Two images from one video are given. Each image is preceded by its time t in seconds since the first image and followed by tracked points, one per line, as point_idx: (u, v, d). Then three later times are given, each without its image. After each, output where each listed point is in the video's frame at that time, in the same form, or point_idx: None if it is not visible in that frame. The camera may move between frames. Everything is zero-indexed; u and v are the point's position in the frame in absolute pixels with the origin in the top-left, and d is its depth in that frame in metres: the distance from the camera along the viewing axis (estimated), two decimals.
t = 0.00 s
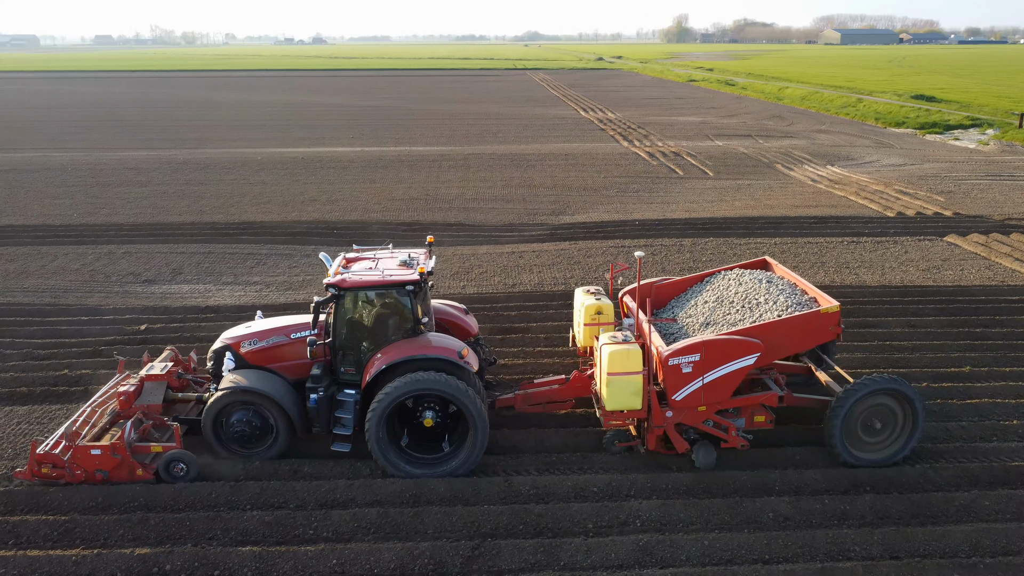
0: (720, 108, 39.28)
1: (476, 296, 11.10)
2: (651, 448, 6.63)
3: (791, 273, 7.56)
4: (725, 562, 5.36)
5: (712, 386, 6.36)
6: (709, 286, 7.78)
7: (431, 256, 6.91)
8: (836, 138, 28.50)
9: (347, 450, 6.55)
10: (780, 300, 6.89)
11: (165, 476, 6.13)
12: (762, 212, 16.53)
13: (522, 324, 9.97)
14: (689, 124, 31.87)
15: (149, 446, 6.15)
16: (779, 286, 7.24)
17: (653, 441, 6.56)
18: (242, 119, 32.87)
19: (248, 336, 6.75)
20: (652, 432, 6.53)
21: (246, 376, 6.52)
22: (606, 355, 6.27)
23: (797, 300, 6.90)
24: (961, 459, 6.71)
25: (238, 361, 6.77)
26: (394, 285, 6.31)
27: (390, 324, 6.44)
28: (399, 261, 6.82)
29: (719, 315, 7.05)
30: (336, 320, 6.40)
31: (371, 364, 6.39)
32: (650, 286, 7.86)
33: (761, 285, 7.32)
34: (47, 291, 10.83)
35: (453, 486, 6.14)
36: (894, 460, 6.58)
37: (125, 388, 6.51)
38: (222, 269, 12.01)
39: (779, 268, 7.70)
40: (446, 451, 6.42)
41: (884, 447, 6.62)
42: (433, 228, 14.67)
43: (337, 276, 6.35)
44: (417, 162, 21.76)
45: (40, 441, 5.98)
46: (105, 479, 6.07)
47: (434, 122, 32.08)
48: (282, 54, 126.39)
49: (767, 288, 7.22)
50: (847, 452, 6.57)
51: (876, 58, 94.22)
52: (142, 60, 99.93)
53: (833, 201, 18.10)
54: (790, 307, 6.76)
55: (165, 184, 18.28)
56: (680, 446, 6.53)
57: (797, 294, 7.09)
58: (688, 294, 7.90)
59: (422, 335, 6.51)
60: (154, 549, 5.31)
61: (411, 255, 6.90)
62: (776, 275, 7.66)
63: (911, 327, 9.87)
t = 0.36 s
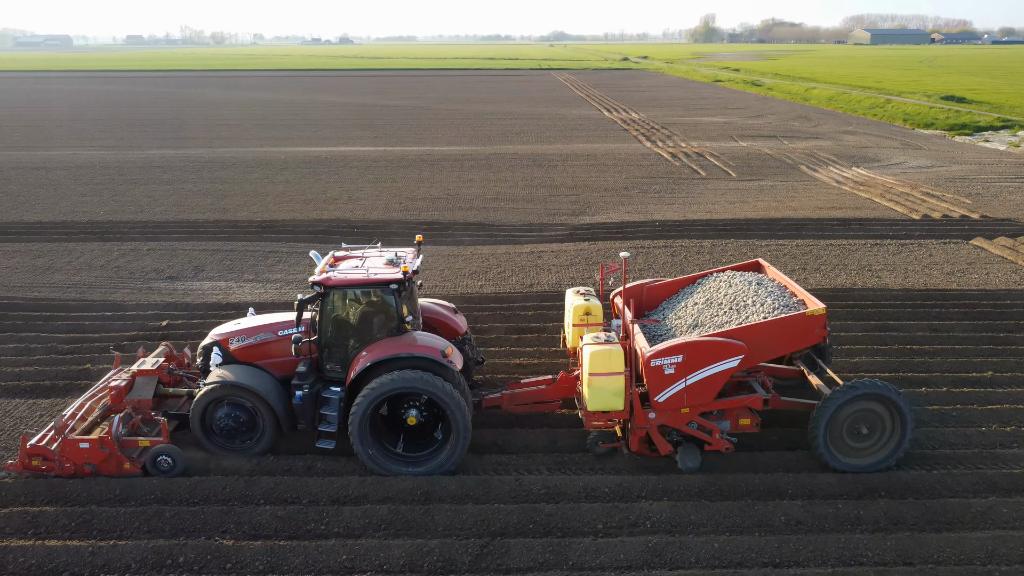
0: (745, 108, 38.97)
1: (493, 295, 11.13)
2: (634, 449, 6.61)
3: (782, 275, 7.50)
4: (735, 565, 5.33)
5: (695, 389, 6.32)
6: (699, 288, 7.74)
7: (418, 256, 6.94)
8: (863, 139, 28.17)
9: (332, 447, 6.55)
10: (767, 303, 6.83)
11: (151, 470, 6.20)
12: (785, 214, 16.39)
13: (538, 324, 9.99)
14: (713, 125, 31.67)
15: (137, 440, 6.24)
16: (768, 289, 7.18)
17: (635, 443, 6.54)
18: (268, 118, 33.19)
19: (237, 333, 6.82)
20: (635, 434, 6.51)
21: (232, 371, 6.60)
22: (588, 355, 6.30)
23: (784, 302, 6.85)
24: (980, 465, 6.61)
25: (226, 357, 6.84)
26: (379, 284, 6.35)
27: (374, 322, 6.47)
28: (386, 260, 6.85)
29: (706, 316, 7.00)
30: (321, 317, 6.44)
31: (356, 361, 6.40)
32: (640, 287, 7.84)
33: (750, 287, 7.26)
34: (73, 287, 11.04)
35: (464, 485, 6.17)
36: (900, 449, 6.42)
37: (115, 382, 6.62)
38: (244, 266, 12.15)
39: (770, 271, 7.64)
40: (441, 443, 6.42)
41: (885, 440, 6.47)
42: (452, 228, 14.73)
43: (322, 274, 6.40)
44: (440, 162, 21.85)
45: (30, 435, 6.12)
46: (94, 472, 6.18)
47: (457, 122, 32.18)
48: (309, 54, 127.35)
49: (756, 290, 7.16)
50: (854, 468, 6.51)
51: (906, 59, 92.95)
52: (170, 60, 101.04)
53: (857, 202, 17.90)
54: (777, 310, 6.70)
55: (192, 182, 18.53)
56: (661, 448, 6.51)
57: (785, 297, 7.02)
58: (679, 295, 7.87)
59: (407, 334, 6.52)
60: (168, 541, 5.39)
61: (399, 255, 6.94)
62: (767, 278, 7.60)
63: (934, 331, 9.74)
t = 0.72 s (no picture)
0: (772, 108, 38.61)
1: (511, 295, 11.16)
2: (615, 450, 6.59)
3: (770, 278, 7.43)
4: (745, 568, 5.30)
5: (676, 391, 6.29)
6: (688, 289, 7.70)
7: (404, 255, 6.97)
8: (892, 141, 27.78)
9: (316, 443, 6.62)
10: (752, 305, 6.77)
11: (139, 463, 6.30)
12: (809, 215, 16.23)
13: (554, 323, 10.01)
14: (739, 126, 31.43)
15: (126, 434, 6.35)
16: (755, 291, 7.11)
17: (616, 444, 6.52)
18: (295, 117, 33.51)
19: (224, 329, 6.88)
20: (615, 435, 6.50)
21: (219, 366, 6.65)
22: (566, 356, 6.29)
23: (770, 306, 6.78)
24: (1001, 472, 6.50)
25: (213, 353, 6.89)
26: (362, 282, 6.40)
27: (358, 320, 6.51)
28: (372, 259, 6.88)
29: (692, 318, 6.95)
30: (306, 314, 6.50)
31: (340, 358, 6.45)
32: (630, 287, 7.82)
33: (738, 289, 7.20)
34: (101, 283, 11.26)
35: (476, 483, 6.20)
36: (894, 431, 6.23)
37: (106, 377, 6.74)
38: (267, 264, 12.30)
39: (760, 274, 7.57)
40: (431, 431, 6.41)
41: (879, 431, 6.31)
42: (473, 228, 14.77)
43: (307, 272, 6.46)
44: (463, 162, 21.93)
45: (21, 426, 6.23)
46: (83, 464, 6.29)
47: (483, 122, 32.26)
48: (338, 53, 128.23)
49: (743, 292, 7.10)
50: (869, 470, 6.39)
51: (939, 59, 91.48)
52: (201, 60, 102.30)
53: (884, 205, 17.67)
54: (761, 313, 6.63)
55: (218, 181, 18.77)
56: (641, 450, 6.49)
57: (772, 299, 6.95)
58: (669, 296, 7.83)
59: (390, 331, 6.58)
60: (184, 533, 5.49)
61: (385, 253, 6.97)
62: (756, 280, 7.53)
63: (958, 336, 9.59)
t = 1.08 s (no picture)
0: (801, 109, 38.20)
1: (529, 295, 11.17)
2: (595, 450, 6.59)
3: (758, 279, 7.37)
4: (755, 572, 5.27)
5: (656, 391, 6.26)
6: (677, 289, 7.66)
7: (391, 253, 7.03)
8: (923, 143, 27.35)
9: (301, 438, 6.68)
10: (736, 305, 6.70)
11: (128, 455, 6.43)
12: (834, 218, 16.06)
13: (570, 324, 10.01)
14: (767, 127, 31.13)
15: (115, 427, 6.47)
16: (742, 292, 7.06)
17: (597, 443, 6.51)
18: (321, 117, 33.78)
19: (214, 325, 6.98)
20: (595, 435, 6.50)
21: (206, 361, 6.75)
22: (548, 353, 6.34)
23: (754, 306, 6.72)
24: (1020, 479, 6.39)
25: (203, 348, 7.00)
26: (346, 280, 6.46)
27: (342, 317, 6.59)
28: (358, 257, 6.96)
29: (676, 318, 6.92)
30: (292, 310, 6.58)
31: (325, 354, 6.49)
32: (620, 287, 7.79)
33: (724, 290, 7.15)
34: (126, 279, 11.46)
35: (488, 481, 6.23)
36: (871, 417, 6.15)
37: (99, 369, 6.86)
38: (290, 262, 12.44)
39: (749, 275, 7.50)
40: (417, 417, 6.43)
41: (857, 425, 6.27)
42: (495, 228, 14.81)
43: (293, 270, 6.54)
44: (487, 161, 21.97)
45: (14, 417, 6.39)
46: (73, 455, 6.43)
47: (508, 121, 32.30)
48: (365, 54, 128.96)
49: (730, 293, 7.05)
50: (872, 466, 6.36)
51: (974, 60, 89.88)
52: (230, 60, 103.56)
53: (912, 207, 17.41)
54: (744, 313, 6.58)
55: (244, 179, 19.02)
56: (622, 449, 6.48)
57: (757, 300, 6.90)
58: (659, 295, 7.79)
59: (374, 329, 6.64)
60: (199, 525, 5.58)
61: (371, 251, 7.03)
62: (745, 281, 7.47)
63: (984, 341, 9.43)
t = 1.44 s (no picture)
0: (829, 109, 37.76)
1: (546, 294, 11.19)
2: (576, 449, 6.60)
3: (745, 280, 7.29)
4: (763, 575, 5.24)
5: (635, 391, 6.24)
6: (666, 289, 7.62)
7: (377, 251, 7.07)
8: (954, 144, 26.91)
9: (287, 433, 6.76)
10: (718, 307, 6.65)
11: (117, 446, 6.55)
12: (859, 220, 15.87)
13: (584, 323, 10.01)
14: (794, 127, 30.83)
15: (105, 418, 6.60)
16: (727, 294, 6.99)
17: (576, 444, 6.52)
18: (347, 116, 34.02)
19: (203, 320, 7.10)
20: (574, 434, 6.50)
21: (195, 355, 6.87)
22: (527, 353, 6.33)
23: (735, 308, 6.67)
24: None
25: (192, 342, 7.12)
26: (329, 277, 6.52)
27: (326, 314, 6.64)
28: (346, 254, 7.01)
29: (660, 319, 6.89)
30: (278, 307, 6.66)
31: (309, 350, 6.55)
32: (608, 286, 7.76)
33: (710, 291, 7.09)
34: (150, 274, 11.64)
35: (498, 480, 6.25)
36: (838, 407, 6.07)
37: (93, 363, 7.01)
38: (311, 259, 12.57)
39: (737, 276, 7.43)
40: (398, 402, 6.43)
41: (828, 413, 6.17)
42: (515, 227, 14.84)
43: (278, 267, 6.62)
44: (510, 161, 21.99)
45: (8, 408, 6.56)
46: (65, 446, 6.58)
47: (532, 121, 32.30)
48: (393, 53, 129.56)
49: (716, 294, 6.99)
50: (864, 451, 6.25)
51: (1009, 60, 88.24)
52: (258, 59, 104.57)
53: (939, 209, 17.16)
54: (725, 315, 6.52)
55: (270, 178, 19.24)
56: (601, 450, 6.49)
57: (741, 302, 6.83)
58: (649, 295, 7.75)
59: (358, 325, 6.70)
60: (212, 518, 5.66)
61: (359, 249, 7.08)
62: (732, 283, 7.40)
63: (1009, 346, 9.27)
